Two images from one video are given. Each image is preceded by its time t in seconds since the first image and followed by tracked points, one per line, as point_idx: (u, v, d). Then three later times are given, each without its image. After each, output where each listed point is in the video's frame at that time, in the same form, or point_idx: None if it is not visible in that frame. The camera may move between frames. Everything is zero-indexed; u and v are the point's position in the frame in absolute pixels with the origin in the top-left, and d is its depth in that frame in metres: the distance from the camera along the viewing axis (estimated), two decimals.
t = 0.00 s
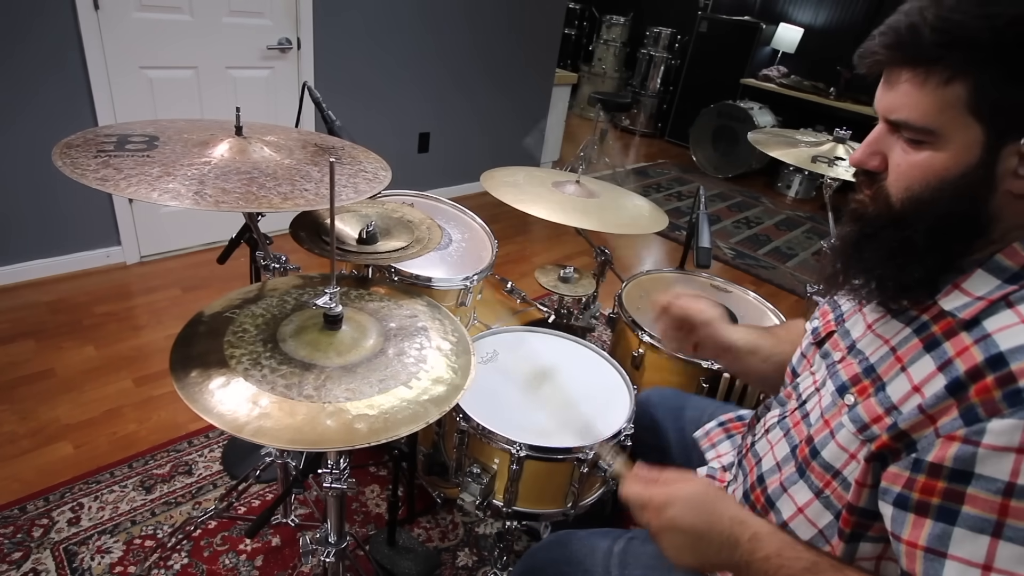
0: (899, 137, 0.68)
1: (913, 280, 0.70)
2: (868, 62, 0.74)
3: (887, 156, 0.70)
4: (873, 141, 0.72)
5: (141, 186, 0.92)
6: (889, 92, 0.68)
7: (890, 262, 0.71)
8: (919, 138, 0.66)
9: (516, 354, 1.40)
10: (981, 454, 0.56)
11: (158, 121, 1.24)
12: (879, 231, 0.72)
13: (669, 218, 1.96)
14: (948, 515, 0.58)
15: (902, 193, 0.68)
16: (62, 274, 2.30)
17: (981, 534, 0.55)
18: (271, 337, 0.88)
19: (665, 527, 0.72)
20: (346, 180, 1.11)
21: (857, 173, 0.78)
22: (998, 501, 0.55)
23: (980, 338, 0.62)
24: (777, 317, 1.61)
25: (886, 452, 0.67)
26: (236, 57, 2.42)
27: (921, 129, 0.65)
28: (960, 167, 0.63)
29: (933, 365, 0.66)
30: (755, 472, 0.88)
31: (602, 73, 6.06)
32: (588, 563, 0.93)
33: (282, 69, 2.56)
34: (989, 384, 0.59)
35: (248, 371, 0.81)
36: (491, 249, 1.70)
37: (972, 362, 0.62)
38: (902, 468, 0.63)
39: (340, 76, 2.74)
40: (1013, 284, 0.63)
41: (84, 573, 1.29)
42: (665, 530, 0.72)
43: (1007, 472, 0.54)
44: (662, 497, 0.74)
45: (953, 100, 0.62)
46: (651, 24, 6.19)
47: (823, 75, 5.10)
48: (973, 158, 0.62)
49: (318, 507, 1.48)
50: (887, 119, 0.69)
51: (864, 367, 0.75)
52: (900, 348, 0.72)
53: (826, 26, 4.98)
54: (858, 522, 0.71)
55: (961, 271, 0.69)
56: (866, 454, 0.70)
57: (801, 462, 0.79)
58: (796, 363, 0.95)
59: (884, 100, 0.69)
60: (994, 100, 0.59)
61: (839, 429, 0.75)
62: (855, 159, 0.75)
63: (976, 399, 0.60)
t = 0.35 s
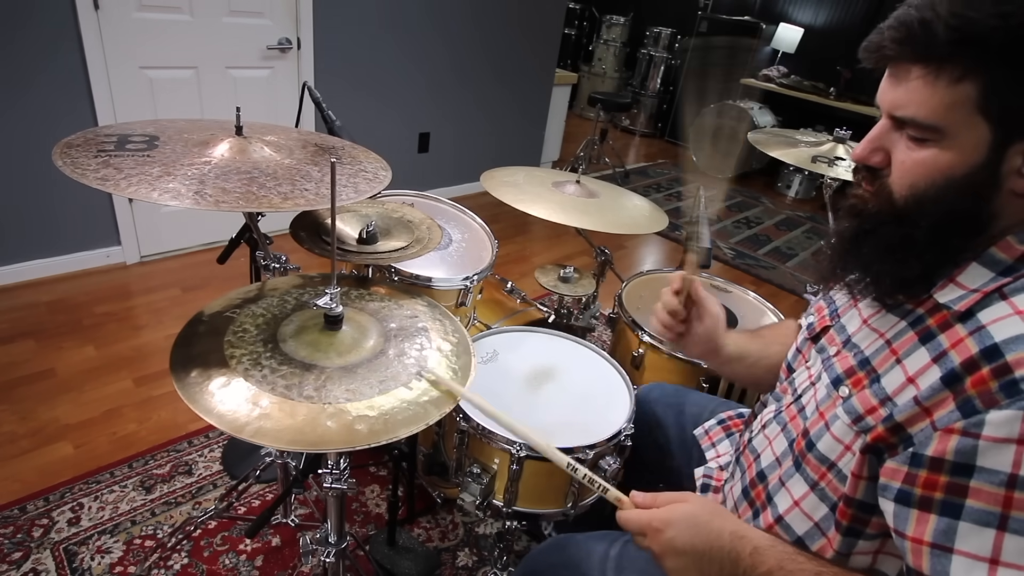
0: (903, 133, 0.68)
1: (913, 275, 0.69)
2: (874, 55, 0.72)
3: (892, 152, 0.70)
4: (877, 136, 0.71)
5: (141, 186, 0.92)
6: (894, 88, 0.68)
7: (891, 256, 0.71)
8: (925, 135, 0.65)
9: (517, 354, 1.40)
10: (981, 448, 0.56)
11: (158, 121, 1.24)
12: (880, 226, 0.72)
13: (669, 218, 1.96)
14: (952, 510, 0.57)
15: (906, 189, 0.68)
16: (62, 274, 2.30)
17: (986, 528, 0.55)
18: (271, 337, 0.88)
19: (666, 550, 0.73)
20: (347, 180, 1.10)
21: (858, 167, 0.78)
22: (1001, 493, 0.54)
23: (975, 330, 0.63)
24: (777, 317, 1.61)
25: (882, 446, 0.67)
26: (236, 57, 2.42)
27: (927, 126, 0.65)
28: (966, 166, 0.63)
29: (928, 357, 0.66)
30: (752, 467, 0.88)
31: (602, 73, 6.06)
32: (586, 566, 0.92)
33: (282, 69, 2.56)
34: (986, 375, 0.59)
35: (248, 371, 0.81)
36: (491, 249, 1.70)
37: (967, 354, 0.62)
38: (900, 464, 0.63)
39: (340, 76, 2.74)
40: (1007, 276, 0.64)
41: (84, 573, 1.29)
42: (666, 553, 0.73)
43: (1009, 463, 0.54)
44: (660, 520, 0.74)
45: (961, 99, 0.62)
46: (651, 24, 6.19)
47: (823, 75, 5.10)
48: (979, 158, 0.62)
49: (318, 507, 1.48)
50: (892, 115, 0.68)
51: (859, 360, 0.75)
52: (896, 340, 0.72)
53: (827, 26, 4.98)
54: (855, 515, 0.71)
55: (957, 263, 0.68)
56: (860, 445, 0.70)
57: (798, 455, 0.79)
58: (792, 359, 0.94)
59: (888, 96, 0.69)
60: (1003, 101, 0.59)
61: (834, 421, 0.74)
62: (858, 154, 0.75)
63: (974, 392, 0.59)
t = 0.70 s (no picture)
0: (887, 127, 0.68)
1: (901, 271, 0.69)
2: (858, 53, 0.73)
3: (877, 146, 0.69)
4: (863, 132, 0.71)
5: (141, 186, 0.92)
6: (876, 82, 0.68)
7: (877, 255, 0.71)
8: (908, 128, 0.65)
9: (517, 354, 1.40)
10: (973, 449, 0.55)
11: (158, 121, 1.24)
12: (867, 223, 0.72)
13: (668, 217, 1.96)
14: (945, 512, 0.57)
15: (890, 183, 0.68)
16: (62, 274, 2.30)
17: (978, 530, 0.55)
18: (273, 340, 0.88)
19: (666, 525, 0.73)
20: (347, 180, 1.11)
21: (847, 165, 0.77)
22: (994, 495, 0.54)
23: (966, 330, 0.63)
24: (776, 318, 1.61)
25: (874, 447, 0.67)
26: (236, 57, 2.42)
27: (909, 119, 0.64)
28: (948, 158, 0.63)
29: (919, 357, 0.67)
30: (746, 468, 0.89)
31: (602, 73, 6.06)
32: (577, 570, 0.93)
33: (282, 69, 2.56)
34: (976, 377, 0.59)
35: (252, 375, 0.81)
36: (490, 249, 1.70)
37: (957, 355, 0.62)
38: (891, 467, 0.63)
39: (340, 76, 2.74)
40: (997, 276, 0.64)
41: (84, 573, 1.29)
42: (666, 528, 0.73)
43: (1001, 464, 0.54)
44: (664, 496, 0.75)
45: (938, 91, 0.62)
46: (651, 24, 6.19)
47: (822, 75, 5.10)
48: (960, 149, 0.62)
49: (318, 507, 1.48)
50: (876, 110, 0.68)
51: (852, 361, 0.76)
52: (887, 340, 0.72)
53: (827, 26, 4.98)
54: (847, 516, 0.70)
55: (948, 263, 0.68)
56: (852, 445, 0.70)
57: (791, 455, 0.79)
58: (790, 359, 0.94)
59: (872, 91, 0.69)
60: (981, 92, 0.59)
61: (827, 422, 0.75)
62: (846, 150, 0.74)
63: (964, 393, 0.59)
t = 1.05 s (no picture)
0: (894, 136, 0.68)
1: (916, 278, 0.69)
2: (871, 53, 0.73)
3: (885, 156, 0.70)
4: (872, 142, 0.72)
5: (141, 186, 0.92)
6: (880, 94, 0.69)
7: (892, 261, 0.71)
8: (915, 136, 0.66)
9: (516, 354, 1.40)
10: (976, 442, 0.56)
11: (158, 121, 1.24)
12: (880, 230, 0.72)
13: (669, 218, 1.96)
14: (936, 497, 0.58)
15: (901, 192, 0.68)
16: (62, 273, 2.30)
17: (963, 517, 0.56)
18: (273, 339, 0.88)
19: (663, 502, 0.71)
20: (347, 180, 1.11)
21: (857, 176, 0.77)
22: (987, 486, 0.55)
23: (985, 332, 0.62)
24: (777, 318, 1.62)
25: (886, 442, 0.68)
26: (236, 57, 2.42)
27: (915, 128, 0.65)
28: (956, 164, 0.63)
29: (936, 358, 0.66)
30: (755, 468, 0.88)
31: (602, 73, 6.06)
32: (588, 559, 0.92)
33: (282, 69, 2.56)
34: (993, 377, 0.59)
35: (252, 375, 0.81)
36: (491, 249, 1.70)
37: (976, 356, 0.62)
38: (899, 454, 0.63)
39: (340, 77, 2.74)
40: (1017, 281, 0.63)
41: (84, 573, 1.29)
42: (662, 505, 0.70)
43: (1001, 459, 0.54)
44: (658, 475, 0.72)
45: (941, 99, 0.62)
46: (651, 24, 6.19)
47: (822, 75, 5.11)
48: (968, 155, 0.62)
49: (318, 507, 1.48)
50: (882, 120, 0.69)
51: (865, 362, 0.75)
52: (902, 343, 0.72)
53: (826, 26, 4.98)
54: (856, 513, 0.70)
55: (966, 269, 0.69)
56: (866, 444, 0.70)
57: (800, 455, 0.79)
58: (800, 364, 0.94)
59: (877, 102, 0.70)
60: (983, 98, 0.59)
61: (839, 421, 0.74)
62: (855, 160, 0.75)
63: (980, 392, 0.59)
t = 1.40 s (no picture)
0: (912, 130, 0.68)
1: (927, 273, 0.69)
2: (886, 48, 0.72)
3: (899, 151, 0.70)
4: (885, 135, 0.72)
5: (141, 186, 0.92)
6: (901, 84, 0.68)
7: (901, 255, 0.70)
8: (934, 130, 0.65)
9: (516, 354, 1.40)
10: (989, 442, 0.56)
11: (158, 121, 1.24)
12: (891, 225, 0.71)
13: (669, 217, 1.96)
14: (949, 500, 0.58)
15: (915, 186, 0.68)
16: (62, 273, 2.30)
17: (980, 520, 0.55)
18: (271, 338, 0.88)
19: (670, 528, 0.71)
20: (347, 180, 1.11)
21: (872, 167, 0.77)
22: (1001, 487, 0.54)
23: (994, 327, 0.62)
24: (777, 317, 1.61)
25: (892, 440, 0.68)
26: (236, 57, 2.42)
27: (936, 122, 0.65)
28: (976, 159, 0.62)
29: (944, 354, 0.66)
30: (756, 464, 0.88)
31: (602, 73, 6.06)
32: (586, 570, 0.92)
33: (282, 69, 2.56)
34: (1003, 373, 0.59)
35: (249, 372, 0.81)
36: (491, 249, 1.70)
37: (984, 351, 0.61)
38: (908, 455, 0.63)
39: (340, 77, 2.74)
40: None
41: (84, 573, 1.29)
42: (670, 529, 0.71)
43: (1014, 459, 0.54)
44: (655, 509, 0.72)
45: (966, 93, 0.62)
46: (651, 23, 6.19)
47: (823, 75, 5.11)
48: (989, 152, 0.61)
49: (318, 507, 1.48)
50: (900, 112, 0.68)
51: (870, 358, 0.76)
52: (909, 339, 0.72)
53: (826, 26, 4.98)
54: (862, 511, 0.70)
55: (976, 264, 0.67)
56: (872, 442, 0.70)
57: (805, 452, 0.79)
58: (798, 359, 0.94)
59: (898, 91, 0.69)
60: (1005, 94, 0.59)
61: (845, 419, 0.74)
62: (868, 153, 0.75)
63: (990, 388, 0.59)
